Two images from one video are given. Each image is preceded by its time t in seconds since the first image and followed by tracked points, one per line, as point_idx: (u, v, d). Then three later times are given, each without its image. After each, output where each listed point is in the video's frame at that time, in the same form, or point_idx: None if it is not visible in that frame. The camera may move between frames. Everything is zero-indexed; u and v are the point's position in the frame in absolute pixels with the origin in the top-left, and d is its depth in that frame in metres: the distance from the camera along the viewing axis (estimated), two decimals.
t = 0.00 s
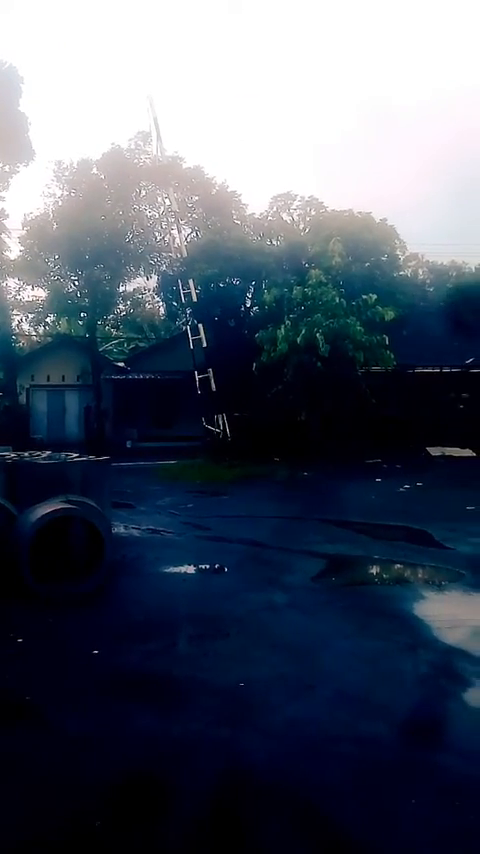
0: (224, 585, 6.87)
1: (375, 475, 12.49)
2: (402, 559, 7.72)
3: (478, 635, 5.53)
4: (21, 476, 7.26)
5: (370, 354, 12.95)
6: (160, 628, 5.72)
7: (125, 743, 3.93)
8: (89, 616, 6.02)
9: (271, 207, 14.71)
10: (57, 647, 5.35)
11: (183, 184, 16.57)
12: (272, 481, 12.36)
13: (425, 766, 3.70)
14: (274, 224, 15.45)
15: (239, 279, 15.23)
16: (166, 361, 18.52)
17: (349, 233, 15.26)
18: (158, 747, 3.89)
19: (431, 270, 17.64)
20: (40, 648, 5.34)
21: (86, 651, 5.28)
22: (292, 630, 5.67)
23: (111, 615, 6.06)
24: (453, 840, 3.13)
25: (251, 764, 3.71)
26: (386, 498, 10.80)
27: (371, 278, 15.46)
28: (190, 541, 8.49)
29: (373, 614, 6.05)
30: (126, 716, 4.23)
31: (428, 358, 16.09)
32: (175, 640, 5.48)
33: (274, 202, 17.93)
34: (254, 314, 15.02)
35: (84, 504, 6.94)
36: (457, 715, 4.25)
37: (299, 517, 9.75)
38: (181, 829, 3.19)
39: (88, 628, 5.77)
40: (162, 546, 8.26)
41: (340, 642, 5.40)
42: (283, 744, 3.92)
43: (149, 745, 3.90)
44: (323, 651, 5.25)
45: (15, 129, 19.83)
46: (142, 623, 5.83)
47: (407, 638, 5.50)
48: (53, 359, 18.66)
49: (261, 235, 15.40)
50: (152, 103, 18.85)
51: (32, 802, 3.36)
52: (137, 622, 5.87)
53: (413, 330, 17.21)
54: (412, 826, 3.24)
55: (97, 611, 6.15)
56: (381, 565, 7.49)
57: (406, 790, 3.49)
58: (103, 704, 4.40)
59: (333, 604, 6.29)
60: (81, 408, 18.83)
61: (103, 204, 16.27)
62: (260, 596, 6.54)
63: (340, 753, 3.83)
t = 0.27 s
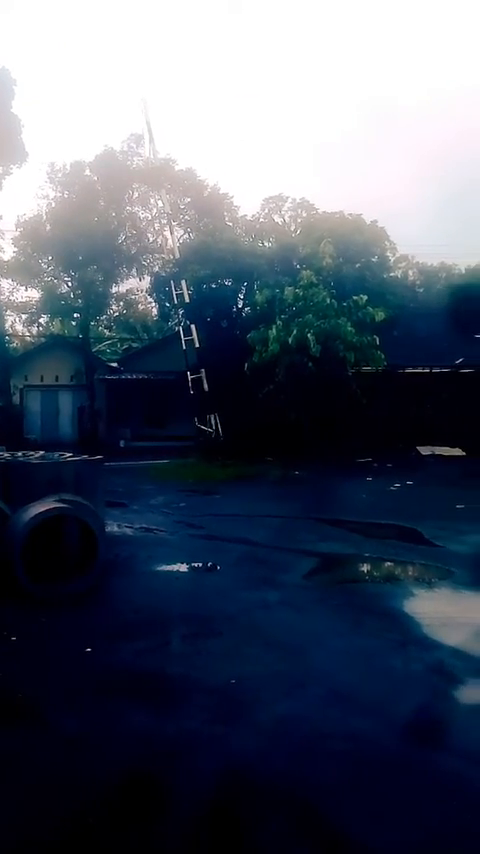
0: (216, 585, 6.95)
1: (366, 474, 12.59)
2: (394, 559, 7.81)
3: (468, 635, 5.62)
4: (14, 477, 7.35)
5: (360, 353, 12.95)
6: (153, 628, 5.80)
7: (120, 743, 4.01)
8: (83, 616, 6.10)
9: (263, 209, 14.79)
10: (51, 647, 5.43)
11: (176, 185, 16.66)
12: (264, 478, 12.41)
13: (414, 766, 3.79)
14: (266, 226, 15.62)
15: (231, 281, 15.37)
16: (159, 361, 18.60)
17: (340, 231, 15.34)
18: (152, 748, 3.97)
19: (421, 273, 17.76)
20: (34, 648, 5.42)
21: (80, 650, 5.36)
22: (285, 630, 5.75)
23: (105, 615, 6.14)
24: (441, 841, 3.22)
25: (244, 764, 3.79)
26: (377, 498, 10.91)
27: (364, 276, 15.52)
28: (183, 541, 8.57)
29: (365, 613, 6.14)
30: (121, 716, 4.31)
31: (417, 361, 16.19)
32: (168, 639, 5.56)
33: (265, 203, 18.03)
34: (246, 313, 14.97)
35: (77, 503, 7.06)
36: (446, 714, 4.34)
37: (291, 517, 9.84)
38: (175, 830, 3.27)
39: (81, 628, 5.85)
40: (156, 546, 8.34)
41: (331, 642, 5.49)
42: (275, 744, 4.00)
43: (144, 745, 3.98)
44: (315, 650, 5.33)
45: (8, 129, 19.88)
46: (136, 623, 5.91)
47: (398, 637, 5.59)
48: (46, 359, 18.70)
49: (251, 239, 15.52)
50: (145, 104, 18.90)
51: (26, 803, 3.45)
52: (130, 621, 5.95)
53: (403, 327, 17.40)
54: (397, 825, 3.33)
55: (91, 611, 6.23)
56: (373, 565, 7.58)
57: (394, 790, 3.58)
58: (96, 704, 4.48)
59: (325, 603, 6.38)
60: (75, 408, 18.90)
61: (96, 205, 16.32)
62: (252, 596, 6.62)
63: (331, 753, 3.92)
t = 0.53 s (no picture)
0: (208, 584, 6.88)
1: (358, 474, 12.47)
2: (387, 558, 7.74)
3: (462, 634, 5.56)
4: (4, 476, 7.27)
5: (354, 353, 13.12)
6: (145, 628, 5.73)
7: (111, 744, 3.96)
8: (74, 616, 6.03)
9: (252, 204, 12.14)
10: (41, 647, 5.36)
11: (167, 183, 12.66)
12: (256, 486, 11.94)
13: (410, 765, 3.75)
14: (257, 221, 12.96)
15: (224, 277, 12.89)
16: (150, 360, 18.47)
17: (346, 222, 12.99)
18: (144, 748, 3.91)
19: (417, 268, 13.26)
20: (24, 648, 5.35)
21: (71, 650, 5.29)
22: (278, 629, 5.69)
23: (96, 615, 6.08)
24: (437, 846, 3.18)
25: (237, 764, 3.74)
26: (369, 497, 10.84)
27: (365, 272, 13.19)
28: (174, 541, 8.48)
29: (358, 613, 6.07)
30: (113, 717, 4.25)
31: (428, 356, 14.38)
32: (160, 639, 5.49)
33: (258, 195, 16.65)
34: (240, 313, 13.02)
35: (68, 503, 6.99)
36: (441, 713, 4.30)
37: (283, 516, 9.77)
38: (169, 836, 3.22)
39: (73, 628, 5.78)
40: (147, 546, 8.26)
41: (324, 641, 5.43)
42: (268, 743, 3.95)
43: (136, 746, 3.92)
44: (308, 650, 5.27)
45: None
46: (128, 623, 5.83)
47: (392, 637, 5.53)
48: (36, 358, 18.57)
49: (245, 237, 12.75)
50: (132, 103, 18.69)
51: (16, 808, 3.40)
52: (122, 622, 5.87)
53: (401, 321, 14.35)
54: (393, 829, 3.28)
55: (82, 611, 6.16)
56: (366, 564, 7.51)
57: (390, 791, 3.53)
58: (87, 704, 4.42)
59: (317, 602, 6.31)
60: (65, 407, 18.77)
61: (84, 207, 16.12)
62: (244, 595, 6.55)
63: (325, 752, 3.87)
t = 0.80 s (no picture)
0: (200, 585, 6.83)
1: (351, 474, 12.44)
2: (380, 558, 7.70)
3: (455, 634, 5.52)
4: None
5: (347, 352, 12.74)
6: (137, 628, 5.69)
7: (102, 744, 3.92)
8: (65, 616, 5.99)
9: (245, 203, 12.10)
10: (32, 648, 5.31)
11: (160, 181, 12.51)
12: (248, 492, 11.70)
13: (401, 764, 3.72)
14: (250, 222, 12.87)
15: (217, 278, 12.62)
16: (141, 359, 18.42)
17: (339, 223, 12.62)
18: (134, 748, 3.87)
19: (410, 268, 13.48)
20: (14, 648, 5.30)
21: (62, 651, 5.24)
22: (270, 630, 5.64)
23: (87, 614, 6.03)
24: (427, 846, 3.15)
25: (228, 764, 3.71)
26: (361, 497, 10.79)
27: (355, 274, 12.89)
28: (166, 541, 8.42)
29: (351, 613, 6.02)
30: (103, 717, 4.20)
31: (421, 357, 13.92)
32: (152, 640, 5.44)
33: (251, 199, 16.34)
34: (232, 312, 12.76)
35: (61, 503, 6.95)
36: (433, 712, 4.27)
37: (275, 515, 9.74)
38: (159, 836, 3.18)
39: (64, 628, 5.73)
40: (139, 546, 8.21)
41: (316, 641, 5.39)
42: (260, 743, 3.92)
43: (126, 746, 3.88)
44: (300, 650, 5.22)
45: None
46: (119, 624, 5.78)
47: (384, 637, 5.49)
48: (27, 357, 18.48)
49: (237, 237, 12.63)
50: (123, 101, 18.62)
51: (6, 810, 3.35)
52: (114, 622, 5.82)
53: (393, 323, 14.46)
54: (387, 828, 3.26)
55: (73, 611, 6.11)
56: (359, 564, 7.46)
57: (381, 790, 3.51)
58: (78, 704, 4.37)
59: (310, 603, 6.26)
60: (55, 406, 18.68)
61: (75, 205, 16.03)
62: (236, 595, 6.51)
63: (316, 752, 3.84)
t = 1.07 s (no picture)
0: (193, 585, 6.83)
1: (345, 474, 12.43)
2: (373, 558, 7.72)
3: (448, 634, 5.54)
4: None
5: (339, 352, 12.61)
6: (130, 629, 5.68)
7: (95, 743, 3.92)
8: (59, 616, 5.98)
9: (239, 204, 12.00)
10: (26, 648, 5.31)
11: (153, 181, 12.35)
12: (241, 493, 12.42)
13: (392, 763, 3.74)
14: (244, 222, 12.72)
15: (210, 277, 12.36)
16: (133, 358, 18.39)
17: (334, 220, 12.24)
18: (126, 748, 3.88)
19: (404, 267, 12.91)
20: (7, 648, 5.29)
21: (55, 651, 5.24)
22: (263, 630, 5.66)
23: (81, 615, 6.02)
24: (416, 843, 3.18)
25: (220, 764, 3.72)
26: (355, 498, 10.79)
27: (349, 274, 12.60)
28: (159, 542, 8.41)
29: (344, 613, 6.03)
30: (95, 717, 4.21)
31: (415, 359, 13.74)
32: (145, 640, 5.44)
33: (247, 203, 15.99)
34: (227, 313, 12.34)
35: (54, 504, 6.94)
36: (426, 711, 4.28)
37: (269, 516, 9.74)
38: (152, 835, 3.19)
39: (57, 628, 5.73)
40: (133, 546, 8.20)
41: (309, 642, 5.39)
42: (252, 742, 3.94)
43: (117, 745, 3.89)
44: (293, 651, 5.22)
45: None
46: (111, 624, 5.77)
47: (377, 636, 5.51)
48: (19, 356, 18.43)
49: (230, 237, 12.42)
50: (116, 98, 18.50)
51: None
52: (106, 623, 5.82)
53: (388, 319, 13.75)
54: (379, 827, 3.28)
55: (67, 611, 6.11)
56: (352, 564, 7.48)
57: (371, 789, 3.53)
58: (71, 704, 4.37)
59: (304, 603, 6.28)
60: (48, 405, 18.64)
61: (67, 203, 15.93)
62: (229, 596, 6.51)
63: (308, 751, 3.86)
